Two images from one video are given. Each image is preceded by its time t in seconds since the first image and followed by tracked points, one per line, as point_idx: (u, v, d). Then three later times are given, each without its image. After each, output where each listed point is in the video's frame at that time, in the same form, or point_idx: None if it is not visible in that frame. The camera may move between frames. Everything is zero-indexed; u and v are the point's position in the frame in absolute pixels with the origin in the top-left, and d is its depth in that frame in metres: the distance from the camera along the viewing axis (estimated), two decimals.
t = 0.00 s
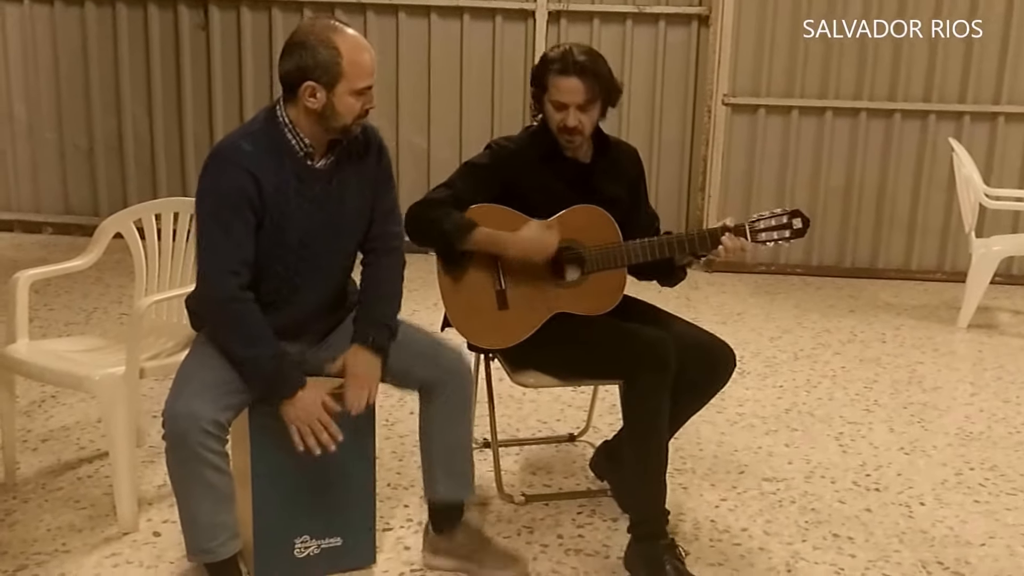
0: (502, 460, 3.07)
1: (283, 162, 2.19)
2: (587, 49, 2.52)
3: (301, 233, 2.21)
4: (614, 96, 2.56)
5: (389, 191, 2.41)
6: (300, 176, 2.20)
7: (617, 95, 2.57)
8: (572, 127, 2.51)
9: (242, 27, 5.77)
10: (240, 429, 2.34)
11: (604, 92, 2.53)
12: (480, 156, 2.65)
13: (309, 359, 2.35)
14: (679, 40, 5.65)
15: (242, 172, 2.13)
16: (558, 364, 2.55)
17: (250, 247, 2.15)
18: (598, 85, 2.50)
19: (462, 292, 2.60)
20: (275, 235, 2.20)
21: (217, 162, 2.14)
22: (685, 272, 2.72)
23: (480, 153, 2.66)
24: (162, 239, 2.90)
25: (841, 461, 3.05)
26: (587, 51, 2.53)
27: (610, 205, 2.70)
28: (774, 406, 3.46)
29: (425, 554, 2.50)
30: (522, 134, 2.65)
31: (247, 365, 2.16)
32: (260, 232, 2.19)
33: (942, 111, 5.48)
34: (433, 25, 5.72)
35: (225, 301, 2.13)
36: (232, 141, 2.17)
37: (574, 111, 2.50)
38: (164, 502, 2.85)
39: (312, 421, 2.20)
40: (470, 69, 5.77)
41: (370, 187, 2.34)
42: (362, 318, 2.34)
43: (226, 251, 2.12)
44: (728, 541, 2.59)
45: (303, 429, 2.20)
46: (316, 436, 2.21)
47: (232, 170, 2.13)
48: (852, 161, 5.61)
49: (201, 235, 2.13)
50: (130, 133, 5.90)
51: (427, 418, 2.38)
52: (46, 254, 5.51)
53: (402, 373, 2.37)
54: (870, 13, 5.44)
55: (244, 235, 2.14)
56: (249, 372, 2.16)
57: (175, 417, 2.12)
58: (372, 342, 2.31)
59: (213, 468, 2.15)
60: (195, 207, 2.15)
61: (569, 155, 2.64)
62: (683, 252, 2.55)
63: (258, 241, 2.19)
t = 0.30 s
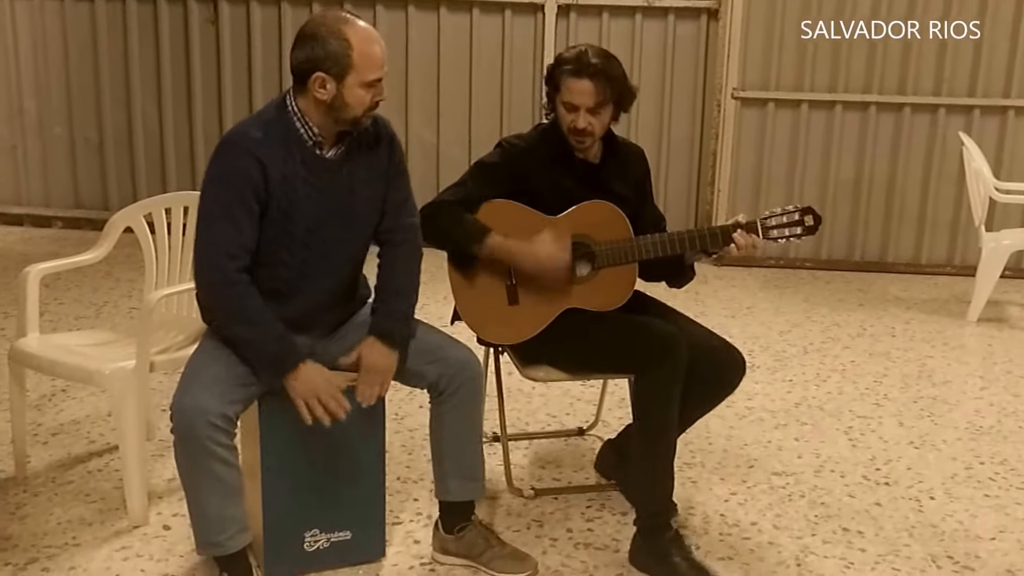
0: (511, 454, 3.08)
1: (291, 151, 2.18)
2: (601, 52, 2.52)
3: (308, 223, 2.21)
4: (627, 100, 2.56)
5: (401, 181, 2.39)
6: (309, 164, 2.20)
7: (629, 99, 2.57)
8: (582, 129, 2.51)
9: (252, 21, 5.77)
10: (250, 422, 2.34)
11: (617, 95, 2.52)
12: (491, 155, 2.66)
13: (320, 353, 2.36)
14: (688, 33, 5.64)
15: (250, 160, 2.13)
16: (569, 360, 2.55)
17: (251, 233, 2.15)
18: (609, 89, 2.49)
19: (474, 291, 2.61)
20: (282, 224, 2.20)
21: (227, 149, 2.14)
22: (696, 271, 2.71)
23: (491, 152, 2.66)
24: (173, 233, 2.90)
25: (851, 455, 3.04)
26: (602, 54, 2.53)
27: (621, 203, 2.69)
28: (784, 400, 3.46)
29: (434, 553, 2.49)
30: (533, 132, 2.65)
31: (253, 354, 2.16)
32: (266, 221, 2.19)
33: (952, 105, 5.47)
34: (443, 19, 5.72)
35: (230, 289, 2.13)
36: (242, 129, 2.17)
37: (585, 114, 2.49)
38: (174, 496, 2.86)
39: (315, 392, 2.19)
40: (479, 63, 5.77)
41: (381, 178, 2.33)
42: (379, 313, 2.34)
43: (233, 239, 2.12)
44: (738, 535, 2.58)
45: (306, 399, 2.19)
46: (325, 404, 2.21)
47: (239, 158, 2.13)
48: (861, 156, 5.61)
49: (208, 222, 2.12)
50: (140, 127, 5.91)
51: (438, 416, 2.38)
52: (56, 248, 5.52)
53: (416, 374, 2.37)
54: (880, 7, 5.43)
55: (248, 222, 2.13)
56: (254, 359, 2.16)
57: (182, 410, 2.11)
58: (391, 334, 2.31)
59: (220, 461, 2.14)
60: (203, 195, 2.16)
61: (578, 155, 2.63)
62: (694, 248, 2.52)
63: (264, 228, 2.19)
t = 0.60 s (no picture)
0: (519, 449, 3.08)
1: (296, 144, 2.18)
2: (597, 41, 2.51)
3: (312, 215, 2.20)
4: (627, 90, 2.54)
5: (405, 177, 2.38)
6: (313, 158, 2.19)
7: (630, 89, 2.55)
8: (581, 121, 2.50)
9: (259, 16, 5.78)
10: (258, 415, 2.34)
11: (615, 86, 2.51)
12: (494, 147, 2.65)
13: (327, 348, 2.35)
14: (696, 28, 5.63)
15: (254, 152, 2.13)
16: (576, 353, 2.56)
17: (258, 227, 2.14)
18: (606, 79, 2.48)
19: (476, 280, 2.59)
20: (287, 218, 2.19)
21: (230, 142, 2.13)
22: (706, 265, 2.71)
23: (494, 143, 2.66)
24: (180, 228, 2.90)
25: (858, 450, 3.04)
26: (599, 45, 2.52)
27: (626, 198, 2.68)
28: (791, 395, 3.46)
29: (438, 546, 2.49)
30: (536, 124, 2.64)
31: (257, 347, 2.15)
32: (272, 214, 2.18)
33: (960, 99, 5.46)
34: (450, 14, 5.73)
35: (235, 284, 2.12)
36: (247, 122, 2.16)
37: (584, 105, 2.49)
38: (182, 491, 2.86)
39: (315, 389, 2.22)
40: (485, 58, 5.77)
41: (386, 173, 2.32)
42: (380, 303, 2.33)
43: (238, 231, 2.12)
44: (746, 530, 2.58)
45: (304, 395, 2.22)
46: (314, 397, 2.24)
47: (244, 150, 2.12)
48: (869, 151, 5.60)
49: (214, 215, 2.12)
50: (148, 122, 5.91)
51: (444, 406, 2.38)
52: (63, 243, 5.54)
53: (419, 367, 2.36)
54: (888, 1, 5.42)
55: (253, 215, 2.13)
56: (258, 353, 2.16)
57: (189, 405, 2.11)
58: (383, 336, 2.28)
59: (227, 455, 2.14)
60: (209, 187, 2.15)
61: (580, 146, 2.63)
62: (702, 244, 2.51)
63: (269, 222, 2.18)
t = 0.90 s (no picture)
0: (524, 445, 3.09)
1: (301, 140, 2.18)
2: (612, 42, 2.50)
3: (320, 211, 2.20)
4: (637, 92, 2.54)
5: (409, 171, 2.38)
6: (319, 153, 2.19)
7: (640, 91, 2.55)
8: (592, 121, 2.49)
9: (264, 12, 5.78)
10: (264, 410, 2.34)
11: (628, 87, 2.51)
12: (501, 146, 2.66)
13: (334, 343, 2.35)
14: (701, 23, 5.62)
15: (260, 148, 2.13)
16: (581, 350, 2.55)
17: (266, 224, 2.14)
18: (619, 80, 2.48)
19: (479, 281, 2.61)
20: (295, 214, 2.19)
21: (237, 139, 2.13)
22: (707, 268, 2.70)
23: (501, 143, 2.67)
24: (186, 223, 2.91)
25: (864, 446, 3.04)
26: (614, 45, 2.51)
27: (631, 195, 2.67)
28: (797, 390, 3.46)
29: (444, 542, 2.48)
30: (542, 122, 2.64)
31: (265, 343, 2.16)
32: (279, 211, 2.18)
33: (966, 95, 5.45)
34: (455, 10, 5.72)
35: (245, 282, 2.13)
36: (252, 119, 2.17)
37: (596, 105, 2.48)
38: (188, 486, 2.87)
39: (327, 383, 2.22)
40: (491, 53, 5.76)
41: (392, 168, 2.33)
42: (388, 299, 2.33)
43: (249, 228, 2.12)
44: (751, 525, 2.58)
45: (317, 390, 2.22)
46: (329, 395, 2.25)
47: (253, 147, 2.13)
48: (875, 146, 5.59)
49: (224, 213, 2.12)
50: (154, 118, 5.92)
51: (451, 403, 2.39)
52: (69, 239, 5.54)
53: (428, 355, 2.37)
54: None
55: (264, 211, 2.13)
56: (268, 349, 2.16)
57: (196, 402, 2.12)
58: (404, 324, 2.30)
59: (233, 450, 2.14)
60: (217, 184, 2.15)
61: (586, 142, 2.61)
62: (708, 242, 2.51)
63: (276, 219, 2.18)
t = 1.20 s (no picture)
0: (528, 441, 3.09)
1: (311, 142, 2.17)
2: (598, 25, 2.52)
3: (333, 213, 2.20)
4: (631, 71, 2.55)
5: (412, 168, 2.39)
6: (330, 155, 2.19)
7: (633, 71, 2.56)
8: (590, 102, 2.48)
9: (268, 10, 5.78)
10: (270, 409, 2.34)
11: (620, 65, 2.51)
12: (500, 143, 2.65)
13: (337, 339, 2.35)
14: (705, 19, 5.62)
15: (271, 154, 2.12)
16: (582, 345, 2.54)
17: (285, 228, 2.14)
18: (611, 59, 2.48)
19: (478, 281, 2.67)
20: (309, 216, 2.19)
21: (247, 146, 2.12)
22: (716, 271, 2.66)
23: (500, 140, 2.66)
24: (190, 220, 2.91)
25: (868, 442, 3.04)
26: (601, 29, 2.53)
27: (631, 190, 2.64)
28: (800, 387, 3.46)
29: (447, 538, 2.50)
30: (541, 118, 2.63)
31: (279, 344, 2.16)
32: (293, 216, 2.18)
33: (970, 91, 5.44)
34: (459, 8, 5.72)
35: (262, 285, 2.13)
36: (259, 125, 2.16)
37: (591, 85, 2.48)
38: (192, 482, 2.87)
39: (340, 399, 2.25)
40: (495, 50, 5.76)
41: (398, 164, 2.34)
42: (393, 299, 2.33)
43: (264, 234, 2.11)
44: (755, 522, 2.58)
45: (331, 406, 2.25)
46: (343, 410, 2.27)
47: (263, 153, 2.12)
48: (878, 142, 5.59)
49: (239, 219, 2.12)
50: (158, 115, 5.93)
51: (452, 402, 2.38)
52: (73, 236, 5.55)
53: (432, 360, 2.37)
54: None
55: (279, 216, 2.12)
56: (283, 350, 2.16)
57: (205, 398, 2.12)
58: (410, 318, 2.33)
59: (241, 448, 2.14)
60: (228, 191, 2.15)
61: (588, 138, 2.60)
62: (704, 234, 2.46)
63: (292, 223, 2.18)
